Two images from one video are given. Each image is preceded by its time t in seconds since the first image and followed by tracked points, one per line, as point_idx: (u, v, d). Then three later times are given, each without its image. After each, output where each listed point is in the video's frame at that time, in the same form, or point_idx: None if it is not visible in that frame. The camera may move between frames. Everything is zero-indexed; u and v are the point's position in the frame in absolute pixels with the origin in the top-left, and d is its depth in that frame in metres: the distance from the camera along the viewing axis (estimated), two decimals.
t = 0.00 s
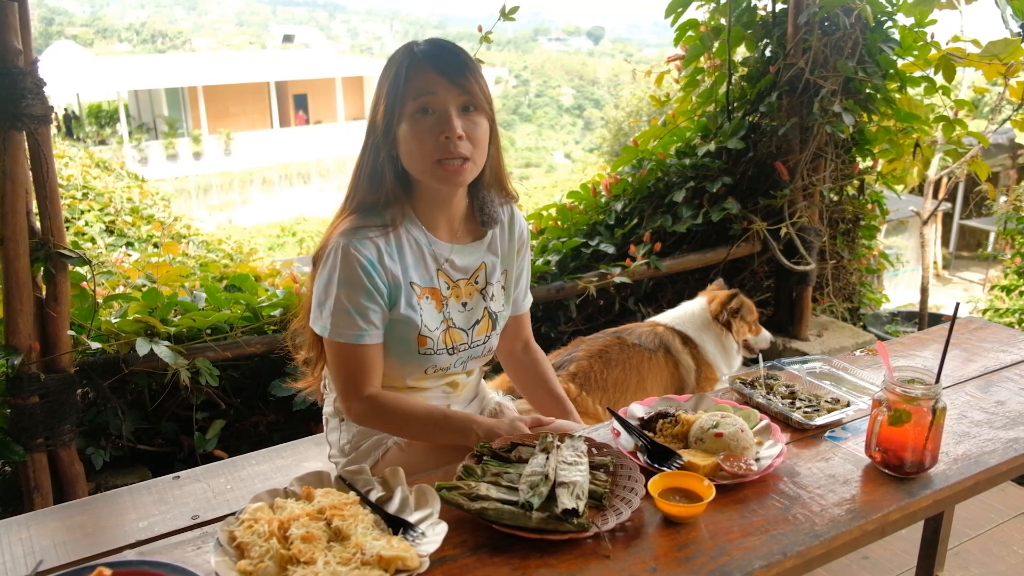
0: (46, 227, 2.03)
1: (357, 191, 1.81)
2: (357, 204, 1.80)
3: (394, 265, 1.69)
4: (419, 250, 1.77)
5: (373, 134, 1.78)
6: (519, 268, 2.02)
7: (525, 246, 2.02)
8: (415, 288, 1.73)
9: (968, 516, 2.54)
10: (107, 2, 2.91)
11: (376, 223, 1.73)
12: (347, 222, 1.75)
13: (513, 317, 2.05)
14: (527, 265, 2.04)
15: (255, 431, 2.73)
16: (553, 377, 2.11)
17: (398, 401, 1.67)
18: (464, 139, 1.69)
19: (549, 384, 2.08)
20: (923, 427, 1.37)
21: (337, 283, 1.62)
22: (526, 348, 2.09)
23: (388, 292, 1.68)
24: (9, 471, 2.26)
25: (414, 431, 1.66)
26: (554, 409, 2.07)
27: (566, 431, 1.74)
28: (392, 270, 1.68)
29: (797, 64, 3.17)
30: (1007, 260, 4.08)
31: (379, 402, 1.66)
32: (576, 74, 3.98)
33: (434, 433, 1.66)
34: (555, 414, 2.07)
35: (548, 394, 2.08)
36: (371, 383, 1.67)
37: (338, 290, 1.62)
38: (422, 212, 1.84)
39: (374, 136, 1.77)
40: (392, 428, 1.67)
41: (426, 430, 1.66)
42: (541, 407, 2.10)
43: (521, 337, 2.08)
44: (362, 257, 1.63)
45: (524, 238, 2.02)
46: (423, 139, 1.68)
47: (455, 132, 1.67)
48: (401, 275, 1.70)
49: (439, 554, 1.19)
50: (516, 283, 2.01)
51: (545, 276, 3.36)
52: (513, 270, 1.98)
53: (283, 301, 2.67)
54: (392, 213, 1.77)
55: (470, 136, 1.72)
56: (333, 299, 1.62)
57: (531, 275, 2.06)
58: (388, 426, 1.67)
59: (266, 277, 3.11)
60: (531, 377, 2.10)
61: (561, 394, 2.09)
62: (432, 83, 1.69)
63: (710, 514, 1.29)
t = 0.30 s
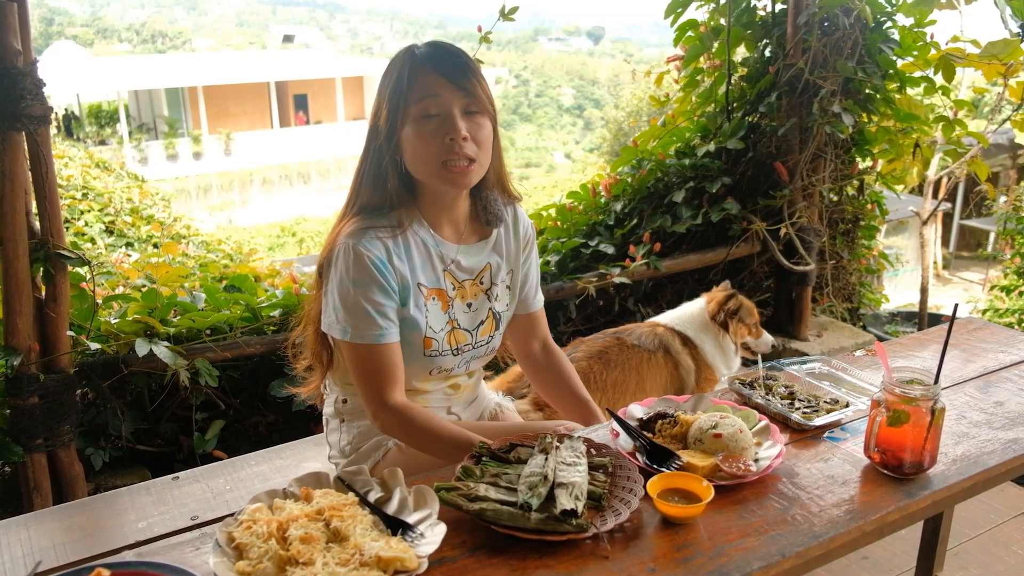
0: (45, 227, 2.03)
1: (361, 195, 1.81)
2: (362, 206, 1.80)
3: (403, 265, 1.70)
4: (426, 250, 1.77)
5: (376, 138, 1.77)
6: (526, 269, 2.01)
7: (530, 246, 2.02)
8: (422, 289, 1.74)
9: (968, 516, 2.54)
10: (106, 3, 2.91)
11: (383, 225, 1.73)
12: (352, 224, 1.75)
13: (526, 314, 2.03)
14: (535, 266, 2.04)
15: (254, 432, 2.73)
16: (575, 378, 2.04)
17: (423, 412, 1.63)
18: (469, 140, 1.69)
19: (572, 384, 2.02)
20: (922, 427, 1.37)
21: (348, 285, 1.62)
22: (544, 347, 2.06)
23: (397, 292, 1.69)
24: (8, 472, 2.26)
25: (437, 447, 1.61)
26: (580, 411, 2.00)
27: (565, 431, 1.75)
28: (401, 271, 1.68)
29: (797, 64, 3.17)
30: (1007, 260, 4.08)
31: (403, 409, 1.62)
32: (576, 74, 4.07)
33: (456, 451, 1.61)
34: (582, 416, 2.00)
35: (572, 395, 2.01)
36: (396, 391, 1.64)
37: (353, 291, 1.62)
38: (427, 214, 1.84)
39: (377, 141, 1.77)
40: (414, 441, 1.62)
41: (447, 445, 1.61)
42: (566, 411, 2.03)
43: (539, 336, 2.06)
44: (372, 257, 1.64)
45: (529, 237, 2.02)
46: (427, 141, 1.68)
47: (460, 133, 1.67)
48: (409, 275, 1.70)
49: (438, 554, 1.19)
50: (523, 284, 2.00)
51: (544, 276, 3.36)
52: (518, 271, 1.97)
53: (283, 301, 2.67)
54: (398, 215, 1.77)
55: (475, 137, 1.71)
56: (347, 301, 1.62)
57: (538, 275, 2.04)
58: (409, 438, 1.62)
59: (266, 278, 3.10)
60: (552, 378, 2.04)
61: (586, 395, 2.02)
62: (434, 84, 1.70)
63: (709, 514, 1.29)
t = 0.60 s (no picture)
0: (45, 227, 2.03)
1: (364, 197, 1.81)
2: (363, 207, 1.80)
3: (404, 267, 1.70)
4: (427, 253, 1.77)
5: (379, 140, 1.78)
6: (527, 272, 2.00)
7: (531, 249, 2.02)
8: (423, 292, 1.74)
9: (967, 516, 2.54)
10: (106, 3, 2.91)
11: (384, 226, 1.73)
12: (353, 224, 1.75)
13: (526, 318, 2.03)
14: (536, 270, 2.04)
15: (254, 432, 2.74)
16: (575, 378, 2.03)
17: (425, 413, 1.63)
18: (472, 143, 1.69)
19: (572, 383, 2.01)
20: (921, 428, 1.37)
21: (349, 286, 1.62)
22: (544, 350, 2.06)
23: (399, 293, 1.69)
24: (8, 472, 2.26)
25: (439, 447, 1.61)
26: (582, 409, 1.98)
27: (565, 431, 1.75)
28: (402, 273, 1.69)
29: (797, 64, 3.16)
30: (1007, 260, 4.08)
31: (405, 410, 1.62)
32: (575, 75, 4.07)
33: (458, 452, 1.61)
34: (584, 415, 1.98)
35: (573, 394, 2.00)
36: (398, 391, 1.64)
37: (354, 292, 1.62)
38: (428, 216, 1.84)
39: (381, 142, 1.77)
40: (416, 442, 1.62)
41: (449, 445, 1.61)
42: (568, 410, 2.01)
43: (538, 338, 2.06)
44: (373, 259, 1.64)
45: (530, 240, 2.02)
46: (431, 143, 1.68)
47: (463, 137, 1.67)
48: (410, 278, 1.71)
49: (437, 554, 1.19)
50: (523, 287, 2.00)
51: (544, 276, 3.36)
52: (519, 274, 1.97)
53: (282, 301, 2.67)
54: (400, 217, 1.77)
55: (478, 141, 1.71)
56: (349, 302, 1.62)
57: (539, 278, 2.04)
58: (411, 438, 1.62)
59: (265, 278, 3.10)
60: (553, 379, 2.03)
61: (587, 394, 2.00)
62: (439, 87, 1.69)
63: (708, 514, 1.29)
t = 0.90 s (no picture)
0: (44, 226, 2.03)
1: (362, 194, 1.81)
2: (361, 204, 1.80)
3: (403, 264, 1.70)
4: (426, 251, 1.77)
5: (378, 137, 1.78)
6: (526, 271, 2.00)
7: (531, 248, 2.02)
8: (423, 289, 1.74)
9: (967, 516, 2.54)
10: (105, 3, 2.91)
11: (383, 224, 1.73)
12: (352, 222, 1.75)
13: (525, 318, 2.03)
14: (535, 269, 2.04)
15: (253, 431, 2.74)
16: (574, 379, 2.03)
17: (431, 408, 1.63)
18: (469, 141, 1.69)
19: (570, 384, 2.01)
20: (921, 427, 1.37)
21: (349, 282, 1.62)
22: (543, 350, 2.05)
23: (399, 291, 1.69)
24: (7, 471, 2.26)
25: (445, 443, 1.61)
26: (578, 410, 1.98)
27: (564, 430, 1.74)
28: (401, 270, 1.69)
29: (796, 64, 3.16)
30: (1006, 259, 4.07)
31: (411, 405, 1.62)
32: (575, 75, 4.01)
33: (464, 447, 1.60)
34: (581, 416, 1.98)
35: (570, 396, 2.00)
36: (403, 387, 1.64)
37: (355, 290, 1.62)
38: (426, 214, 1.85)
39: (380, 140, 1.77)
40: (422, 438, 1.61)
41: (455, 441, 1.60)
42: (565, 411, 2.01)
43: (538, 338, 2.06)
44: (372, 256, 1.64)
45: (529, 239, 2.02)
46: (428, 141, 1.68)
47: (460, 135, 1.67)
48: (410, 275, 1.71)
49: (437, 554, 1.19)
50: (523, 286, 2.00)
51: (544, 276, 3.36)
52: (518, 273, 1.97)
53: (282, 301, 2.67)
54: (398, 214, 1.77)
55: (476, 139, 1.71)
56: (350, 300, 1.62)
57: (539, 278, 2.04)
58: (417, 435, 1.61)
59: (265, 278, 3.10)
60: (550, 379, 2.03)
61: (585, 396, 2.00)
62: (437, 85, 1.69)
63: (707, 514, 1.29)
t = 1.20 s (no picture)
0: (46, 226, 2.03)
1: (362, 191, 1.82)
2: (360, 202, 1.81)
3: (402, 260, 1.70)
4: (425, 248, 1.77)
5: (379, 136, 1.78)
6: (525, 270, 2.00)
7: (531, 247, 2.02)
8: (421, 286, 1.74)
9: (967, 517, 2.54)
10: (108, 3, 2.91)
11: (382, 221, 1.74)
12: (352, 219, 1.76)
13: (524, 317, 2.03)
14: (535, 268, 2.04)
15: (254, 431, 2.74)
16: (574, 380, 2.03)
17: (427, 405, 1.63)
18: (466, 142, 1.69)
19: (570, 386, 2.01)
20: (922, 428, 1.38)
21: (347, 278, 1.63)
22: (543, 350, 2.05)
23: (397, 287, 1.69)
24: (8, 471, 2.26)
25: (439, 440, 1.61)
26: (578, 411, 1.98)
27: (565, 430, 1.74)
28: (400, 266, 1.69)
29: (797, 64, 3.16)
30: (1006, 260, 4.08)
31: (406, 402, 1.62)
32: (576, 75, 4.14)
33: (459, 446, 1.61)
34: (579, 417, 1.98)
35: (570, 398, 2.00)
36: (399, 383, 1.65)
37: (353, 284, 1.62)
38: (425, 212, 1.85)
39: (380, 138, 1.78)
40: (416, 434, 1.62)
41: (451, 441, 1.61)
42: (563, 412, 2.01)
43: (538, 338, 2.06)
44: (371, 252, 1.64)
45: (529, 238, 2.01)
46: (426, 141, 1.68)
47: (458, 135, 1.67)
48: (408, 272, 1.71)
49: (439, 554, 1.19)
50: (522, 286, 2.00)
51: (545, 276, 3.36)
52: (518, 272, 1.97)
53: (283, 301, 2.67)
54: (397, 212, 1.78)
55: (474, 140, 1.71)
56: (348, 294, 1.62)
57: (539, 277, 2.04)
58: (413, 431, 1.62)
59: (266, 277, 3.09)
60: (550, 379, 2.03)
61: (585, 398, 2.00)
62: (436, 85, 1.69)
63: (709, 514, 1.29)
